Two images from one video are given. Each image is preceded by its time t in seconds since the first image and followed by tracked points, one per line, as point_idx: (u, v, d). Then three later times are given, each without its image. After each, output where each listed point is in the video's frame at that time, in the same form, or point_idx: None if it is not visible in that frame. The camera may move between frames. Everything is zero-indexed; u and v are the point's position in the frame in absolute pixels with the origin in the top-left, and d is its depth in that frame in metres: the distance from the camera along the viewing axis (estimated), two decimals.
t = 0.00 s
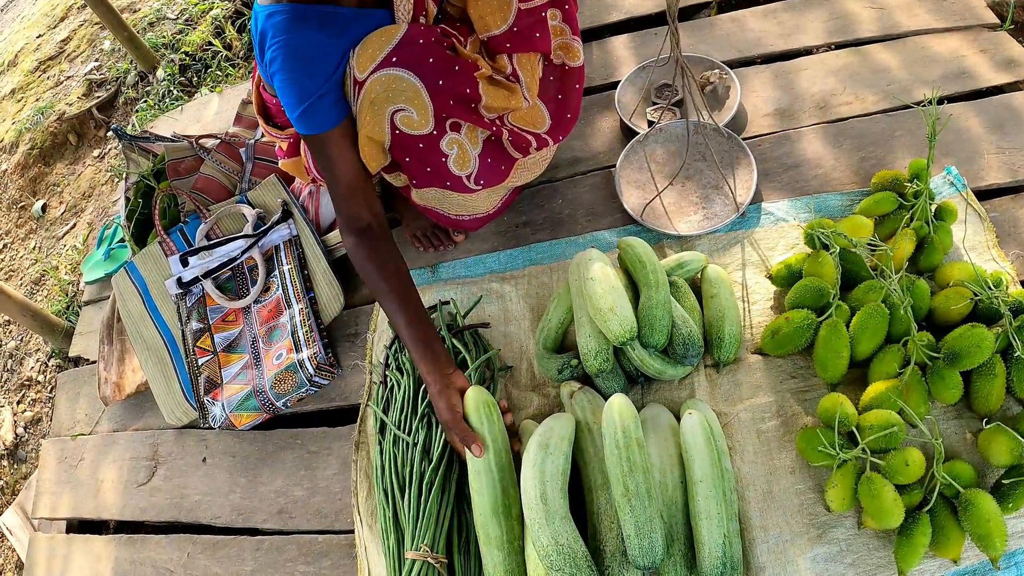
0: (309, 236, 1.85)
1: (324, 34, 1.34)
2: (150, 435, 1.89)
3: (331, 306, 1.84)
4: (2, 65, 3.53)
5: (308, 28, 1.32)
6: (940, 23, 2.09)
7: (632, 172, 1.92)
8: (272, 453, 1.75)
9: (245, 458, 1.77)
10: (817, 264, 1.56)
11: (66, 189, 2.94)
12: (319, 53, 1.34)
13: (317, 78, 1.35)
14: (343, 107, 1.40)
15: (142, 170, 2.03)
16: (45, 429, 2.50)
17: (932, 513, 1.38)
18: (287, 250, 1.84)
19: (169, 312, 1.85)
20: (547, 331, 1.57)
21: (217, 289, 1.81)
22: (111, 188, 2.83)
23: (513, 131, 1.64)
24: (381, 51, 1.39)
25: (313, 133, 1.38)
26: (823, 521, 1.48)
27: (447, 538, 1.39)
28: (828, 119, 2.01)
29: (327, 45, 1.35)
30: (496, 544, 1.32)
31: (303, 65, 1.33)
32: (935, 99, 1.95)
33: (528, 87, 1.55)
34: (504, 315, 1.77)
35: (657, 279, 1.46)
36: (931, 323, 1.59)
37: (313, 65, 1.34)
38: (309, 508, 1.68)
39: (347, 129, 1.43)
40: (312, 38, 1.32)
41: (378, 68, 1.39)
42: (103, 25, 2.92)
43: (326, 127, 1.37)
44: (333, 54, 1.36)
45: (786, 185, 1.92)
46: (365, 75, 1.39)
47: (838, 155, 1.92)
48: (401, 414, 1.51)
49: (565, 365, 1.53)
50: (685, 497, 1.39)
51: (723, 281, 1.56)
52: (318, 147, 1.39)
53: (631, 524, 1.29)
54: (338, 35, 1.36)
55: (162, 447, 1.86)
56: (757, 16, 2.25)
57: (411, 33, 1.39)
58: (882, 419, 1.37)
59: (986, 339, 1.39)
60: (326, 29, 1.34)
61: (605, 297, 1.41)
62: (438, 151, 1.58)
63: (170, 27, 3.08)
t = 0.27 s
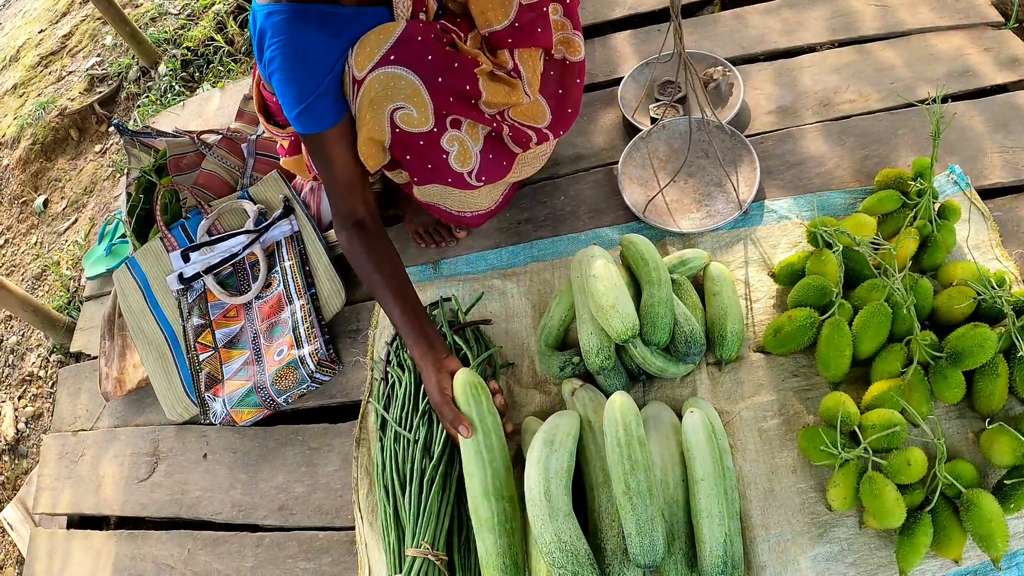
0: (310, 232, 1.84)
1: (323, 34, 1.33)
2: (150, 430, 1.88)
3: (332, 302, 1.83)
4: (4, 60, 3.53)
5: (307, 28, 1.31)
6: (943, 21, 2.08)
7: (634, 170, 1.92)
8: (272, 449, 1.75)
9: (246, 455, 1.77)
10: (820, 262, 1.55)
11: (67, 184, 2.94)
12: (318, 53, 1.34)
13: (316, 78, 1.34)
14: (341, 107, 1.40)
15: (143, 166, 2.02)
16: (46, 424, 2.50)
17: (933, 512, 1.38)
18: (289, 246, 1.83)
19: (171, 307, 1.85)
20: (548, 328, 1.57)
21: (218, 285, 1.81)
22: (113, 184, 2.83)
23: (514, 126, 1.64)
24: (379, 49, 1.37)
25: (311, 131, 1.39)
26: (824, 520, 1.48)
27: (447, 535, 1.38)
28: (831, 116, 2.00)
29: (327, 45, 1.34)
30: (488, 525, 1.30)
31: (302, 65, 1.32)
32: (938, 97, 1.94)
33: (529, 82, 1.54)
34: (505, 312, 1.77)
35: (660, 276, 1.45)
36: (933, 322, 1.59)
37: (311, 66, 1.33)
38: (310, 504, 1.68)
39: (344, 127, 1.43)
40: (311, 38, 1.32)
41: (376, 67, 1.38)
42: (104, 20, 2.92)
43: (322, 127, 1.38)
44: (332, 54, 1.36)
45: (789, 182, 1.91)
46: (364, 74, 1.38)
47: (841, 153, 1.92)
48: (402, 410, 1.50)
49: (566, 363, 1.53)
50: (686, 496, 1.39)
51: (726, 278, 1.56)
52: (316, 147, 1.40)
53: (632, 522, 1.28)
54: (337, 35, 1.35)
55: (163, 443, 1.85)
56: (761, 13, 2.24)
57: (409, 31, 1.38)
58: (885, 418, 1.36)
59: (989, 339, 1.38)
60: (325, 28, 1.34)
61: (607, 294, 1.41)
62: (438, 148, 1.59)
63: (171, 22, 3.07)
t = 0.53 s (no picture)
0: (311, 233, 1.84)
1: (318, 38, 1.33)
2: (150, 430, 1.88)
3: (332, 303, 1.83)
4: (4, 59, 3.52)
5: (304, 35, 1.31)
6: (945, 22, 2.08)
7: (635, 171, 1.91)
8: (272, 450, 1.75)
9: (246, 455, 1.76)
10: (821, 264, 1.55)
11: (68, 183, 2.94)
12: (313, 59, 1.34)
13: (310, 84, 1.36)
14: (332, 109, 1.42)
15: (143, 165, 2.01)
16: (46, 423, 2.50)
17: (933, 515, 1.38)
18: (289, 246, 1.83)
19: (170, 307, 1.85)
20: (548, 329, 1.57)
21: (218, 285, 1.81)
22: (113, 183, 2.83)
23: (513, 128, 1.62)
24: (375, 51, 1.37)
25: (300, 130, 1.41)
26: (824, 522, 1.47)
27: (446, 536, 1.38)
28: (832, 117, 2.00)
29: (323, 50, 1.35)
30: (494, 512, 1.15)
31: (298, 71, 1.33)
32: (940, 98, 1.93)
33: (529, 83, 1.53)
34: (505, 313, 1.77)
35: (660, 278, 1.45)
36: (934, 324, 1.58)
37: (305, 69, 1.34)
38: (309, 505, 1.67)
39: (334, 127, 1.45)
40: (306, 42, 1.31)
41: (372, 68, 1.38)
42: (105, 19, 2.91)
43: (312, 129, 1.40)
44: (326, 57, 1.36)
45: (790, 183, 1.91)
46: (360, 76, 1.38)
47: (842, 154, 1.91)
48: (402, 411, 1.50)
49: (566, 364, 1.52)
50: (686, 498, 1.39)
51: (727, 280, 1.55)
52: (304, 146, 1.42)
53: (631, 524, 1.28)
54: (332, 38, 1.35)
55: (162, 442, 1.85)
56: (762, 13, 2.24)
57: (406, 32, 1.36)
58: (885, 421, 1.36)
59: (989, 341, 1.38)
60: (321, 32, 1.33)
61: (607, 295, 1.41)
62: (436, 149, 1.58)
63: (172, 21, 3.07)
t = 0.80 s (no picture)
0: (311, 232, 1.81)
1: (315, 35, 1.32)
2: (150, 430, 1.88)
3: (333, 303, 1.82)
4: (5, 58, 3.52)
5: (302, 33, 1.30)
6: (947, 22, 2.07)
7: (637, 172, 1.91)
8: (272, 450, 1.74)
9: (246, 455, 1.76)
10: (823, 265, 1.54)
11: (68, 182, 2.94)
12: (310, 57, 1.35)
13: (303, 80, 1.37)
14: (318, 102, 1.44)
15: (144, 165, 2.00)
16: (46, 423, 2.50)
17: (935, 517, 1.37)
18: (289, 246, 1.82)
19: (171, 307, 1.84)
20: (549, 330, 1.56)
21: (218, 285, 1.80)
22: (113, 182, 2.82)
23: (513, 125, 1.63)
24: (373, 48, 1.36)
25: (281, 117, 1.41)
26: (825, 524, 1.47)
27: (447, 537, 1.38)
28: (834, 118, 1.99)
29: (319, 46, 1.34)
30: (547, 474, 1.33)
31: (293, 67, 1.33)
32: (943, 100, 1.93)
33: (529, 81, 1.53)
34: (506, 313, 1.75)
35: (662, 278, 1.45)
36: (936, 326, 1.58)
37: (298, 64, 1.33)
38: (309, 506, 1.67)
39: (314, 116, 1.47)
40: (303, 40, 1.31)
41: (370, 65, 1.37)
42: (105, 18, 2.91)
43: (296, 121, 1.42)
44: (321, 54, 1.36)
45: (792, 185, 1.90)
46: (358, 73, 1.38)
47: (844, 154, 1.91)
48: (403, 411, 1.50)
49: (567, 365, 1.52)
50: (687, 500, 1.39)
51: (729, 281, 1.55)
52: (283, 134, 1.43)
53: (632, 525, 1.28)
54: (329, 36, 1.35)
55: (162, 442, 1.85)
56: (763, 13, 2.23)
57: (404, 30, 1.36)
58: (887, 423, 1.35)
59: (992, 342, 1.37)
60: (319, 29, 1.32)
61: (609, 296, 1.40)
62: (434, 148, 1.57)
63: (172, 20, 3.07)
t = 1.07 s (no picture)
0: (310, 232, 1.81)
1: (310, 31, 1.32)
2: (149, 431, 1.87)
3: (332, 303, 1.82)
4: (3, 58, 3.51)
5: (298, 28, 1.29)
6: (947, 20, 2.07)
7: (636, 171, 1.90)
8: (272, 451, 1.74)
9: (245, 456, 1.75)
10: (823, 264, 1.54)
11: (67, 183, 2.93)
12: (306, 50, 1.34)
13: (297, 75, 1.36)
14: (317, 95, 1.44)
15: (142, 165, 1.99)
16: (45, 424, 2.50)
17: (936, 517, 1.37)
18: (288, 246, 1.81)
19: (169, 307, 1.84)
20: (549, 329, 1.56)
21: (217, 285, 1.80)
22: (112, 182, 2.82)
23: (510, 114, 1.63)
24: (372, 30, 1.35)
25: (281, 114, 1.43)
26: (826, 524, 1.47)
27: (447, 538, 1.38)
28: (834, 116, 1.99)
29: (314, 39, 1.34)
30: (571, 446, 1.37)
31: (288, 63, 1.33)
32: (942, 98, 1.93)
33: (526, 71, 1.51)
34: (506, 312, 1.75)
35: (661, 278, 1.45)
36: (936, 325, 1.58)
37: (295, 61, 1.33)
38: (309, 507, 1.67)
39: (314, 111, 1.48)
40: (299, 36, 1.30)
41: (368, 47, 1.36)
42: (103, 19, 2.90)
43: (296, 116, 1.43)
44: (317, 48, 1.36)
45: (791, 183, 1.90)
46: (355, 57, 1.36)
47: (844, 153, 1.90)
48: (403, 412, 1.49)
49: (566, 365, 1.51)
50: (688, 500, 1.38)
51: (729, 280, 1.55)
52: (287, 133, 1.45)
53: (633, 526, 1.27)
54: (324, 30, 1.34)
55: (162, 443, 1.85)
56: (763, 11, 2.23)
57: (402, 15, 1.36)
58: (887, 423, 1.35)
59: (992, 342, 1.37)
60: (314, 24, 1.32)
61: (608, 295, 1.40)
62: (431, 130, 1.57)
63: (171, 20, 3.06)
